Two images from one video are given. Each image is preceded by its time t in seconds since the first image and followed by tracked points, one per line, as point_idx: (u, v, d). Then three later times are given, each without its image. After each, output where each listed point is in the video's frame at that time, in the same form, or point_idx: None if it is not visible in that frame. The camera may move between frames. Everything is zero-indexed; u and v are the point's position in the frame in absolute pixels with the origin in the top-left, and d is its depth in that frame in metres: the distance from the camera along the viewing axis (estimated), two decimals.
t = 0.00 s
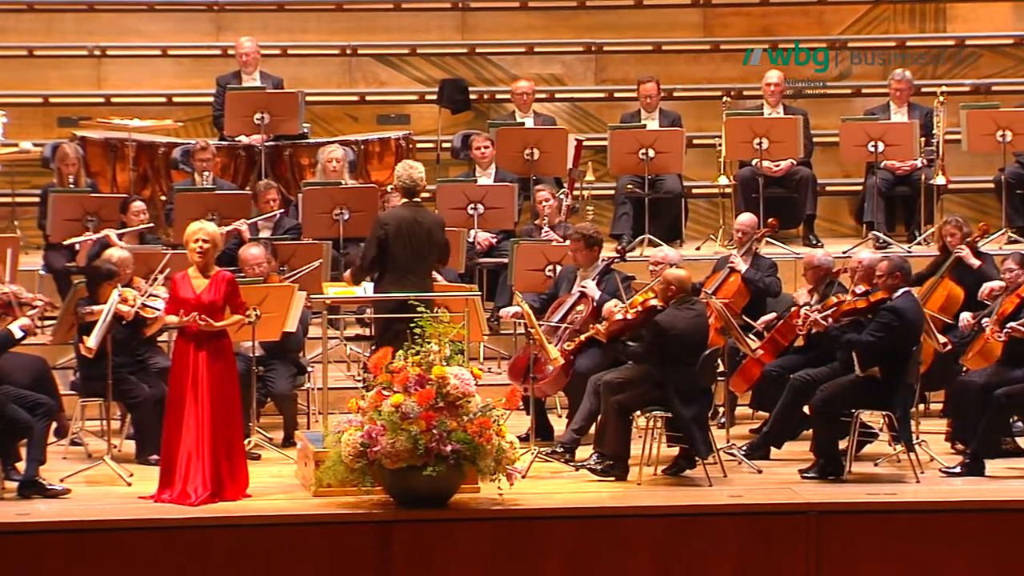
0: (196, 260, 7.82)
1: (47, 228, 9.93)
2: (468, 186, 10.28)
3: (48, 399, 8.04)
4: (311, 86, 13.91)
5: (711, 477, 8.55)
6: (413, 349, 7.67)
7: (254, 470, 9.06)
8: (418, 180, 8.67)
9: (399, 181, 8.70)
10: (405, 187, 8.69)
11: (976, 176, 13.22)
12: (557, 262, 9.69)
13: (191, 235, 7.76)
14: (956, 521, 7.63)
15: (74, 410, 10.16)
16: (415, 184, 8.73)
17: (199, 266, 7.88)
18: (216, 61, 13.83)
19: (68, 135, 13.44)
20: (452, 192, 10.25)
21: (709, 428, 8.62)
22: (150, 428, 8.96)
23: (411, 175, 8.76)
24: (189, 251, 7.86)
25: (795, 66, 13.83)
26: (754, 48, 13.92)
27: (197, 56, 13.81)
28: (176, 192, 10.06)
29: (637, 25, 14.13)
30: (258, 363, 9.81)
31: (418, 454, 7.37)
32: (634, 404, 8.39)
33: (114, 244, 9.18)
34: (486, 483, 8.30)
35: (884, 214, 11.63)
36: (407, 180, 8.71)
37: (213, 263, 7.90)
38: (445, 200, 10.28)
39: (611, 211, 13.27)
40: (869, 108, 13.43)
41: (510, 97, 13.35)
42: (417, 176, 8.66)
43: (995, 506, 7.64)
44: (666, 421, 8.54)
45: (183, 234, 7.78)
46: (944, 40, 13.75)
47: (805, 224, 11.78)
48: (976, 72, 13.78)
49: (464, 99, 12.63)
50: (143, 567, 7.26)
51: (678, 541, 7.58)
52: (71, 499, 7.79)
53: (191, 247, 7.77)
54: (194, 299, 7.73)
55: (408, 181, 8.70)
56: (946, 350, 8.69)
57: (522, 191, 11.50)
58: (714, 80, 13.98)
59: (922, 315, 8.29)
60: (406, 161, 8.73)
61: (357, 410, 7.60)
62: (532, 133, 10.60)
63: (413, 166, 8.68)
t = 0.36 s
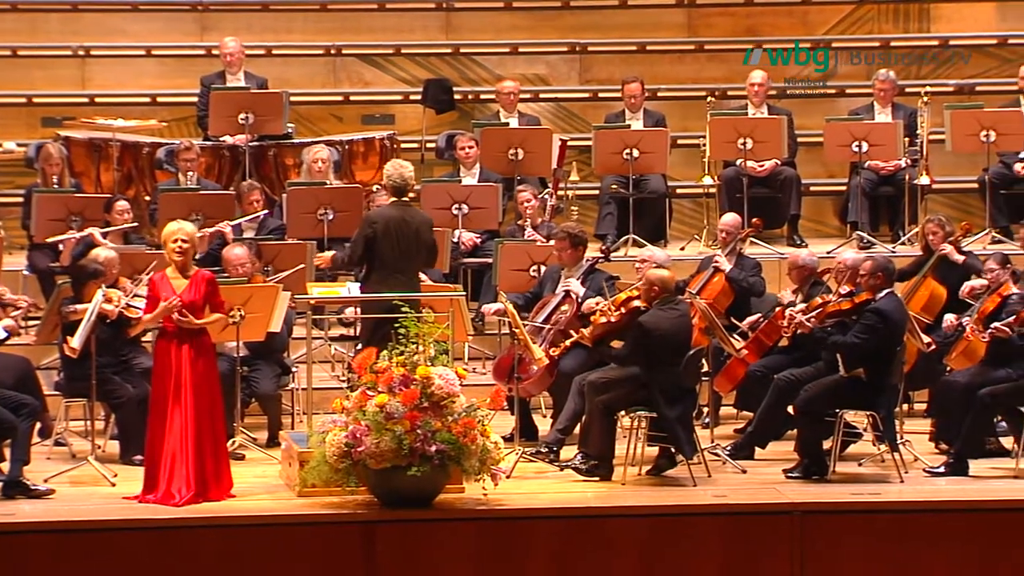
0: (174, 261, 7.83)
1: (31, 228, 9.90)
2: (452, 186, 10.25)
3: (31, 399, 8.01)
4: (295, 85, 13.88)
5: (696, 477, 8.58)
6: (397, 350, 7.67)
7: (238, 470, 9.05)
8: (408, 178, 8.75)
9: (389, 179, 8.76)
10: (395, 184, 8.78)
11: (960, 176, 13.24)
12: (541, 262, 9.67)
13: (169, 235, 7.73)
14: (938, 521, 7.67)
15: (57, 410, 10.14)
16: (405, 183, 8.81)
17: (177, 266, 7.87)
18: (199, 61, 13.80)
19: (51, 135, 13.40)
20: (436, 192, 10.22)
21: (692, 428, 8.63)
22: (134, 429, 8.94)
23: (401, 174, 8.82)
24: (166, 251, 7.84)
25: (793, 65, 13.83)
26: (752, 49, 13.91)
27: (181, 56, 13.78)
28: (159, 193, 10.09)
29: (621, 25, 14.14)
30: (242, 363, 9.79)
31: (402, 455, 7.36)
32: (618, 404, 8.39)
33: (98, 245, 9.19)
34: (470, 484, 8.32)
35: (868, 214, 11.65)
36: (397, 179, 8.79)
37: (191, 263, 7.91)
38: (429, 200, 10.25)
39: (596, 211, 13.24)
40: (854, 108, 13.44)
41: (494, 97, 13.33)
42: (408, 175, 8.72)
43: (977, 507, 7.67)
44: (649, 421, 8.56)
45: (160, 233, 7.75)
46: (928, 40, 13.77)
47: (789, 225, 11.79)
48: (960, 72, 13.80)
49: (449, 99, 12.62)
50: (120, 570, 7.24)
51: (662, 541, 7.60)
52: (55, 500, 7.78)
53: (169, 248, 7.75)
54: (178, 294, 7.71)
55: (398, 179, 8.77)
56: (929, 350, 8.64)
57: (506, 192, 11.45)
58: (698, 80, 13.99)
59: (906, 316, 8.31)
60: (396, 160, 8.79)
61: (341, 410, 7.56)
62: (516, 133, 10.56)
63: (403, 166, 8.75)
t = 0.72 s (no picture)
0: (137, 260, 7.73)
1: None
2: (423, 186, 10.15)
3: None
4: (264, 84, 13.76)
5: (669, 478, 8.55)
6: (368, 350, 7.61)
7: (208, 472, 8.95)
8: (382, 177, 8.74)
9: (363, 177, 8.76)
10: (369, 182, 8.79)
11: (934, 176, 13.18)
12: (513, 262, 9.66)
13: (130, 236, 7.65)
14: (911, 521, 7.65)
15: (24, 411, 10.02)
16: (379, 181, 8.80)
17: (141, 266, 7.76)
18: (168, 59, 13.67)
19: (18, 134, 13.26)
20: (407, 192, 10.13)
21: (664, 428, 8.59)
22: (102, 430, 8.83)
23: (375, 172, 8.80)
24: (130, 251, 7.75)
25: (793, 64, 13.80)
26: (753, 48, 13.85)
27: (149, 54, 13.65)
28: (128, 191, 10.01)
29: (593, 23, 14.09)
30: (211, 364, 9.69)
31: (373, 455, 7.29)
32: (590, 405, 8.34)
33: (66, 244, 9.08)
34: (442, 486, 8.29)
35: (841, 214, 11.61)
36: (371, 178, 8.78)
37: (154, 263, 7.79)
38: (401, 199, 10.16)
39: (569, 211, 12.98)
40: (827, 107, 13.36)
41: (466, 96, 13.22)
42: (381, 173, 8.72)
43: (951, 507, 7.65)
44: (622, 422, 8.52)
45: (122, 233, 7.69)
46: (901, 39, 13.73)
47: (761, 224, 11.67)
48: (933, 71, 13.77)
49: (419, 97, 12.55)
50: (118, 568, 7.17)
51: (635, 543, 7.54)
52: (22, 502, 7.68)
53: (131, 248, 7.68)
54: (147, 288, 7.65)
55: (371, 178, 8.77)
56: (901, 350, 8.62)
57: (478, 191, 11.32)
58: (670, 79, 13.94)
59: (880, 315, 8.29)
60: (370, 159, 8.78)
61: (311, 410, 7.47)
62: (487, 132, 10.40)
63: (377, 164, 8.74)
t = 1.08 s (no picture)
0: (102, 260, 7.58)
1: None
2: (388, 185, 9.95)
3: None
4: (225, 82, 13.57)
5: (636, 480, 8.46)
6: (331, 352, 7.48)
7: (168, 475, 8.79)
8: (348, 176, 8.61)
9: (329, 176, 8.61)
10: (335, 181, 8.66)
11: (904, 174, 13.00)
12: (479, 262, 9.53)
13: (95, 235, 7.50)
14: (878, 523, 7.59)
15: None
16: (344, 180, 8.67)
17: (105, 267, 7.62)
18: (128, 57, 13.47)
19: None
20: (371, 190, 9.91)
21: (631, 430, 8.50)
22: (61, 432, 8.66)
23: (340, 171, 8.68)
24: (94, 251, 7.59)
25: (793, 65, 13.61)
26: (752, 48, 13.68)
27: (108, 52, 13.44)
28: (87, 191, 9.83)
29: (560, 21, 13.96)
30: (173, 365, 9.53)
31: (336, 458, 7.17)
32: (557, 406, 8.24)
33: (24, 245, 8.90)
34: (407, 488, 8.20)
35: (810, 213, 11.47)
36: (336, 176, 8.65)
37: (119, 263, 7.66)
38: (364, 198, 9.94)
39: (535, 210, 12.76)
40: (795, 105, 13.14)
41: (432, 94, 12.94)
42: (347, 172, 8.59)
43: (918, 510, 7.59)
44: (589, 423, 8.42)
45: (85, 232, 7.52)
46: (869, 36, 13.59)
47: (730, 223, 11.53)
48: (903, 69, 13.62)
49: (384, 95, 12.41)
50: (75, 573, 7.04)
51: (600, 547, 7.45)
52: None
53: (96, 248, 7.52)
54: (113, 288, 7.52)
55: (337, 177, 8.63)
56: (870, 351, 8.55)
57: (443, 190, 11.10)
58: (636, 77, 13.77)
59: (848, 315, 8.23)
60: (336, 157, 8.65)
61: (274, 413, 7.36)
62: (453, 130, 10.25)
63: (343, 163, 8.61)
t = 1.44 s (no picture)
0: (69, 259, 7.32)
1: None
2: (355, 181, 9.62)
3: None
4: (188, 76, 13.19)
5: (611, 486, 8.20)
6: (296, 353, 7.20)
7: (128, 481, 8.50)
8: (314, 172, 8.36)
9: (294, 171, 8.37)
10: (301, 176, 8.41)
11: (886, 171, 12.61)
12: (449, 260, 9.29)
13: (67, 233, 7.22)
14: (859, 529, 7.36)
15: None
16: (310, 176, 8.41)
17: (71, 266, 7.36)
18: (88, 49, 13.11)
19: None
20: (337, 187, 9.58)
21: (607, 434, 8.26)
22: (17, 437, 8.34)
23: (307, 167, 8.42)
24: (61, 249, 7.32)
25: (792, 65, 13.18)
26: (752, 49, 13.27)
27: (67, 44, 13.08)
28: (44, 187, 9.51)
29: (534, 12, 13.72)
30: (133, 367, 9.24)
31: (302, 463, 6.92)
32: (529, 409, 8.01)
33: None
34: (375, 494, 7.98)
35: (789, 210, 11.22)
36: (302, 172, 8.40)
37: (85, 263, 7.40)
38: (330, 195, 9.61)
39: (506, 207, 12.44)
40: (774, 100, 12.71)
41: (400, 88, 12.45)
42: (313, 168, 8.34)
43: (900, 515, 7.38)
44: (563, 427, 8.17)
45: (55, 230, 7.26)
46: (851, 29, 13.11)
47: (707, 222, 11.26)
48: (883, 61, 13.21)
49: (351, 89, 12.09)
50: None
51: (573, 555, 7.21)
52: None
53: (67, 247, 7.25)
54: (82, 289, 7.27)
55: (302, 172, 8.38)
56: (852, 353, 8.27)
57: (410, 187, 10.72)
58: (611, 70, 13.31)
59: (828, 314, 8.00)
60: (301, 152, 8.39)
61: (237, 417, 7.08)
62: (421, 125, 9.96)
63: (308, 158, 8.36)
